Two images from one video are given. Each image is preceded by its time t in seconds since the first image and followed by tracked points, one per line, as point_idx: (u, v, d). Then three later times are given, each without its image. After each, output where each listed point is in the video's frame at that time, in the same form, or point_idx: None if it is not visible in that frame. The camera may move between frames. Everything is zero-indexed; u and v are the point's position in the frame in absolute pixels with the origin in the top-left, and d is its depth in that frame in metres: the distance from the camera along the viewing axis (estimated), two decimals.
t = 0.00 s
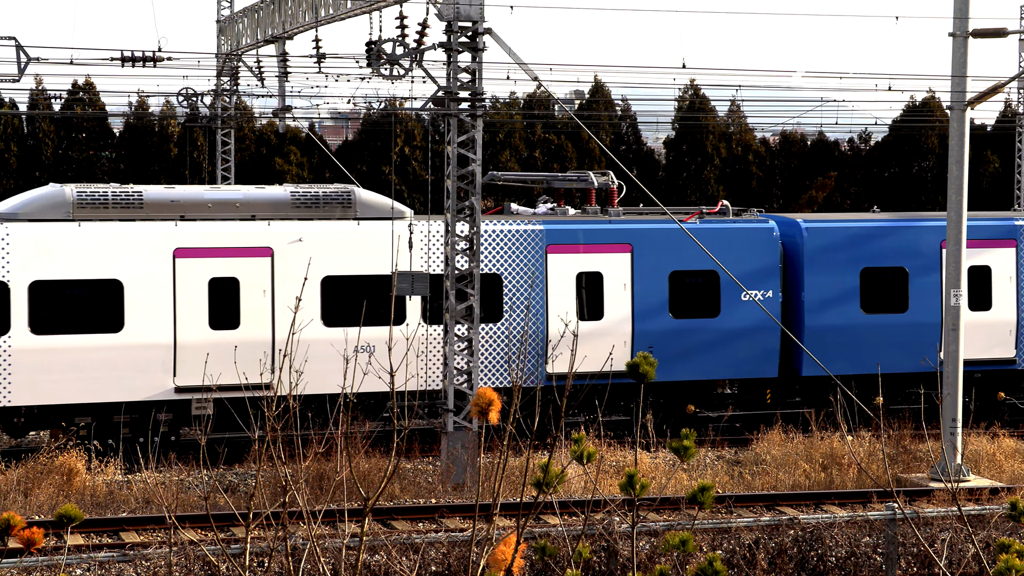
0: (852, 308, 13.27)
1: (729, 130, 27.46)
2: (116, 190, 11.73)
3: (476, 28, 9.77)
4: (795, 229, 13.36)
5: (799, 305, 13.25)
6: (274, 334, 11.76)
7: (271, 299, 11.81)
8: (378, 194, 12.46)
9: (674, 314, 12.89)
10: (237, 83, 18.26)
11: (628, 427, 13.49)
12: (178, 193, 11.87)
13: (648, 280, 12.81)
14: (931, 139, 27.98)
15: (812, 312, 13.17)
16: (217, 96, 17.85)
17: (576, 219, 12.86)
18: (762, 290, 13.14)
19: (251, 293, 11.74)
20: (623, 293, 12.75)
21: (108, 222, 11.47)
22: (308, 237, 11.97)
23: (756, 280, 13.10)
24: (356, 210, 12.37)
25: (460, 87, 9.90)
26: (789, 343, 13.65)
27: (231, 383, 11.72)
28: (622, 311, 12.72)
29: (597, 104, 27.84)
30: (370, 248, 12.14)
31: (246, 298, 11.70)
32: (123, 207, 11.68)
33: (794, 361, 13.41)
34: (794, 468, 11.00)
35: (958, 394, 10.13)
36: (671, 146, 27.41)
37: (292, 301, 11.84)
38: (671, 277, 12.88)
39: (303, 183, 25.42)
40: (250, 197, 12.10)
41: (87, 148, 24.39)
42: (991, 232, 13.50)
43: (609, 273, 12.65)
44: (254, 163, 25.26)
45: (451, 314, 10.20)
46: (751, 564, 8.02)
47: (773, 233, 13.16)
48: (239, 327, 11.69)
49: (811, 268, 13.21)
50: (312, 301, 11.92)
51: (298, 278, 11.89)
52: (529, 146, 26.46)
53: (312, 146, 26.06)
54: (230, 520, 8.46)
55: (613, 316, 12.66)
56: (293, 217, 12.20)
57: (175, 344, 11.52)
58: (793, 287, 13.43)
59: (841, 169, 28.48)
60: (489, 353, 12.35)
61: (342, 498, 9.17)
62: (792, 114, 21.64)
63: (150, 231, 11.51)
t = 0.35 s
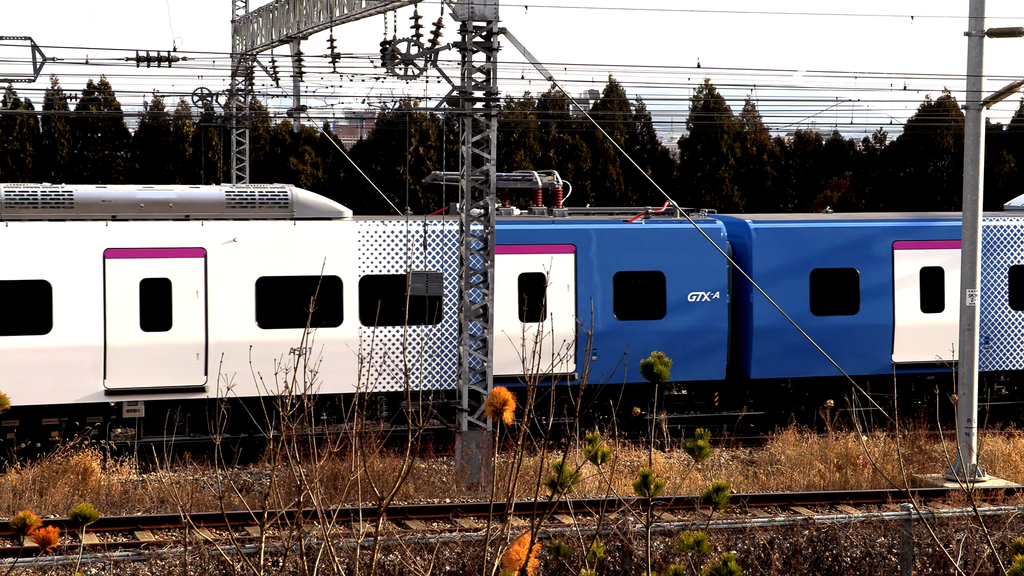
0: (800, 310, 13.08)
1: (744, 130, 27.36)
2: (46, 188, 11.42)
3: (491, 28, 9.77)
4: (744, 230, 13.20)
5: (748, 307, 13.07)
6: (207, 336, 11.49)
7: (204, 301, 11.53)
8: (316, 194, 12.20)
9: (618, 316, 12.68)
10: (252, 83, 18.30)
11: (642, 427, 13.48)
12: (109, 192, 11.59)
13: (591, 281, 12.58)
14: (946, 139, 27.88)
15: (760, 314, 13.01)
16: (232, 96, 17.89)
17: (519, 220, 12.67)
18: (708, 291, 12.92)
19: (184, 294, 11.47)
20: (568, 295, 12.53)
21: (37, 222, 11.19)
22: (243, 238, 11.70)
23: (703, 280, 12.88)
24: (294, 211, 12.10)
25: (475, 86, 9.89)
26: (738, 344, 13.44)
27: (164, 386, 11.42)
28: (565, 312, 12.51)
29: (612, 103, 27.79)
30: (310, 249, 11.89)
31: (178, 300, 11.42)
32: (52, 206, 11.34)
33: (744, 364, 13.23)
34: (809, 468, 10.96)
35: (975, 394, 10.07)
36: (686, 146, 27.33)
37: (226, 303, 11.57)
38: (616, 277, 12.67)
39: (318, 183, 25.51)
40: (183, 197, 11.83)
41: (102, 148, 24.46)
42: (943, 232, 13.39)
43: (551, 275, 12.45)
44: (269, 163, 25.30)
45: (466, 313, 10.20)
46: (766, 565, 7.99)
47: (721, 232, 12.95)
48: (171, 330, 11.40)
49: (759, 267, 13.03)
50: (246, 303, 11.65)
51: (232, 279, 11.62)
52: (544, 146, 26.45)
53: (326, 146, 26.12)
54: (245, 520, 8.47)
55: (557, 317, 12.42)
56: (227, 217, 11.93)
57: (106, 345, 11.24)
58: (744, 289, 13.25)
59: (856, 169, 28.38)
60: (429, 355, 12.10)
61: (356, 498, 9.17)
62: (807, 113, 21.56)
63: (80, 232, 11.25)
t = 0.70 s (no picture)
0: (747, 312, 12.92)
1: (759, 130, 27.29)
2: None
3: (506, 27, 9.76)
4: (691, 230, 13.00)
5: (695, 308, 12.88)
6: (138, 338, 11.29)
7: (135, 303, 11.33)
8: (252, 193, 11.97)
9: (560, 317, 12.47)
10: (266, 83, 18.34)
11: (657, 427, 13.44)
12: (39, 191, 11.39)
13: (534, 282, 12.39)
14: (961, 138, 27.83)
15: (706, 315, 12.83)
16: (246, 96, 17.93)
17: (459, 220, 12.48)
18: (654, 293, 12.71)
19: (115, 295, 11.26)
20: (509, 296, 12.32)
21: None
22: (174, 238, 11.50)
23: (649, 281, 12.68)
24: (229, 211, 11.87)
25: (489, 86, 9.89)
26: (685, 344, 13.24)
27: (96, 389, 11.24)
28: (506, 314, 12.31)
29: (626, 103, 27.75)
30: (243, 250, 11.69)
31: (108, 301, 11.22)
32: None
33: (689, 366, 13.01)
34: (824, 468, 10.92)
35: (991, 395, 10.01)
36: (701, 146, 27.26)
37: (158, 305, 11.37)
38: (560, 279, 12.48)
39: (332, 183, 25.65)
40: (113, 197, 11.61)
41: (117, 148, 24.53)
42: (893, 233, 13.23)
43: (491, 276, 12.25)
44: (284, 163, 25.37)
45: (480, 313, 10.19)
46: (781, 565, 7.95)
47: (667, 233, 12.73)
48: (101, 332, 11.19)
49: (706, 269, 12.86)
50: (178, 304, 11.44)
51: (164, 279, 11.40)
52: (558, 146, 26.43)
53: (341, 145, 26.17)
54: (259, 519, 8.49)
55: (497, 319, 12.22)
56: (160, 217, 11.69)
57: (35, 348, 11.04)
58: (690, 289, 13.05)
59: (871, 168, 28.28)
60: (364, 358, 11.97)
61: (371, 497, 9.18)
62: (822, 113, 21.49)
63: (8, 233, 11.07)
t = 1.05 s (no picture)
0: (694, 313, 12.71)
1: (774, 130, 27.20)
2: None
3: (520, 27, 9.76)
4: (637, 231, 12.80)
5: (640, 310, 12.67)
6: (68, 341, 11.13)
7: (63, 305, 11.16)
8: (185, 192, 11.70)
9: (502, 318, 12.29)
10: (281, 83, 18.38)
11: (671, 426, 13.40)
12: None
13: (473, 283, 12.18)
14: (977, 138, 27.76)
15: (651, 316, 12.62)
16: (261, 95, 17.99)
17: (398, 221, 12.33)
18: (597, 294, 12.44)
19: (43, 297, 11.10)
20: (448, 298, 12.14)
21: None
22: (105, 239, 11.32)
23: (592, 282, 12.41)
24: (160, 211, 11.59)
25: (504, 85, 9.89)
26: (631, 345, 13.00)
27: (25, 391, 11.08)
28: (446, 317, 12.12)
29: (641, 103, 27.70)
30: (176, 250, 11.52)
31: (36, 303, 11.05)
32: None
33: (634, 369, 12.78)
34: (839, 468, 10.87)
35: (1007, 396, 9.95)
36: (716, 145, 27.18)
37: (87, 307, 11.20)
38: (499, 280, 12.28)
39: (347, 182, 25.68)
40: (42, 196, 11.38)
41: (132, 148, 24.62)
42: (844, 234, 13.00)
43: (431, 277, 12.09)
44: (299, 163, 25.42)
45: (494, 313, 10.19)
46: (795, 565, 7.91)
47: (611, 234, 12.52)
48: (29, 334, 11.03)
49: (652, 270, 12.63)
50: (107, 306, 11.27)
51: (94, 280, 11.24)
52: (573, 146, 26.41)
53: (355, 145, 26.22)
54: (274, 519, 8.52)
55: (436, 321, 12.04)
56: (91, 216, 11.46)
57: None
58: (637, 291, 12.84)
59: (887, 168, 28.12)
60: (300, 360, 11.82)
61: (385, 496, 9.19)
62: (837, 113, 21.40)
63: None
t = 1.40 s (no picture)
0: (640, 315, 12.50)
1: (789, 129, 27.11)
2: None
3: (535, 27, 9.75)
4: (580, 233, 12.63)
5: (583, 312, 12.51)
6: None
7: None
8: (115, 191, 11.64)
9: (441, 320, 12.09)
10: (296, 83, 18.41)
11: (686, 426, 13.38)
12: None
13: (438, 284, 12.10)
14: (992, 137, 27.65)
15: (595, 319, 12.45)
16: (277, 96, 18.04)
17: (334, 221, 12.13)
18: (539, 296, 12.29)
19: None
20: (385, 299, 11.95)
21: None
22: (34, 240, 11.10)
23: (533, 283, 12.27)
24: (91, 211, 11.54)
25: (518, 85, 9.88)
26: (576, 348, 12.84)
27: None
28: (383, 318, 11.90)
29: (656, 102, 27.66)
30: (107, 251, 11.30)
31: None
32: None
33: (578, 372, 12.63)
34: (854, 468, 10.82)
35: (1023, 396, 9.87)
36: (730, 144, 27.09)
37: (16, 308, 10.95)
38: (438, 281, 12.11)
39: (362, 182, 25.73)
40: None
41: (147, 147, 24.71)
42: (790, 234, 12.87)
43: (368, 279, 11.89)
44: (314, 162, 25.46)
45: (508, 312, 10.19)
46: (810, 565, 7.87)
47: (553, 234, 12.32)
48: None
49: (595, 271, 12.47)
50: (36, 307, 11.02)
51: (24, 281, 11.00)
52: (587, 145, 26.38)
53: (370, 144, 26.26)
54: (289, 518, 8.55)
55: (373, 322, 11.84)
56: (18, 217, 11.33)
57: None
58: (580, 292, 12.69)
59: (902, 167, 27.94)
60: (232, 362, 11.57)
61: (400, 496, 9.20)
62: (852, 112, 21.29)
63: None
